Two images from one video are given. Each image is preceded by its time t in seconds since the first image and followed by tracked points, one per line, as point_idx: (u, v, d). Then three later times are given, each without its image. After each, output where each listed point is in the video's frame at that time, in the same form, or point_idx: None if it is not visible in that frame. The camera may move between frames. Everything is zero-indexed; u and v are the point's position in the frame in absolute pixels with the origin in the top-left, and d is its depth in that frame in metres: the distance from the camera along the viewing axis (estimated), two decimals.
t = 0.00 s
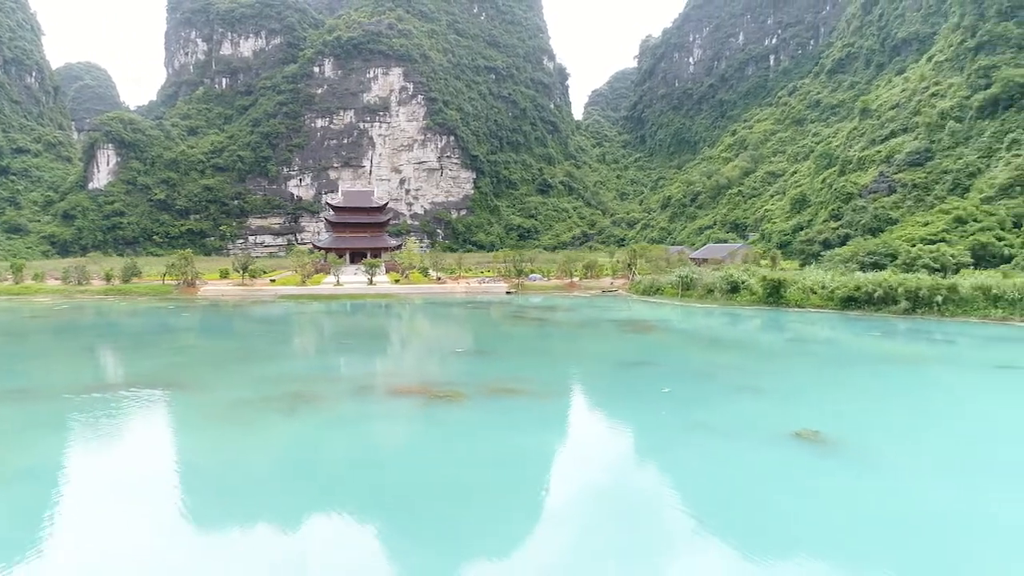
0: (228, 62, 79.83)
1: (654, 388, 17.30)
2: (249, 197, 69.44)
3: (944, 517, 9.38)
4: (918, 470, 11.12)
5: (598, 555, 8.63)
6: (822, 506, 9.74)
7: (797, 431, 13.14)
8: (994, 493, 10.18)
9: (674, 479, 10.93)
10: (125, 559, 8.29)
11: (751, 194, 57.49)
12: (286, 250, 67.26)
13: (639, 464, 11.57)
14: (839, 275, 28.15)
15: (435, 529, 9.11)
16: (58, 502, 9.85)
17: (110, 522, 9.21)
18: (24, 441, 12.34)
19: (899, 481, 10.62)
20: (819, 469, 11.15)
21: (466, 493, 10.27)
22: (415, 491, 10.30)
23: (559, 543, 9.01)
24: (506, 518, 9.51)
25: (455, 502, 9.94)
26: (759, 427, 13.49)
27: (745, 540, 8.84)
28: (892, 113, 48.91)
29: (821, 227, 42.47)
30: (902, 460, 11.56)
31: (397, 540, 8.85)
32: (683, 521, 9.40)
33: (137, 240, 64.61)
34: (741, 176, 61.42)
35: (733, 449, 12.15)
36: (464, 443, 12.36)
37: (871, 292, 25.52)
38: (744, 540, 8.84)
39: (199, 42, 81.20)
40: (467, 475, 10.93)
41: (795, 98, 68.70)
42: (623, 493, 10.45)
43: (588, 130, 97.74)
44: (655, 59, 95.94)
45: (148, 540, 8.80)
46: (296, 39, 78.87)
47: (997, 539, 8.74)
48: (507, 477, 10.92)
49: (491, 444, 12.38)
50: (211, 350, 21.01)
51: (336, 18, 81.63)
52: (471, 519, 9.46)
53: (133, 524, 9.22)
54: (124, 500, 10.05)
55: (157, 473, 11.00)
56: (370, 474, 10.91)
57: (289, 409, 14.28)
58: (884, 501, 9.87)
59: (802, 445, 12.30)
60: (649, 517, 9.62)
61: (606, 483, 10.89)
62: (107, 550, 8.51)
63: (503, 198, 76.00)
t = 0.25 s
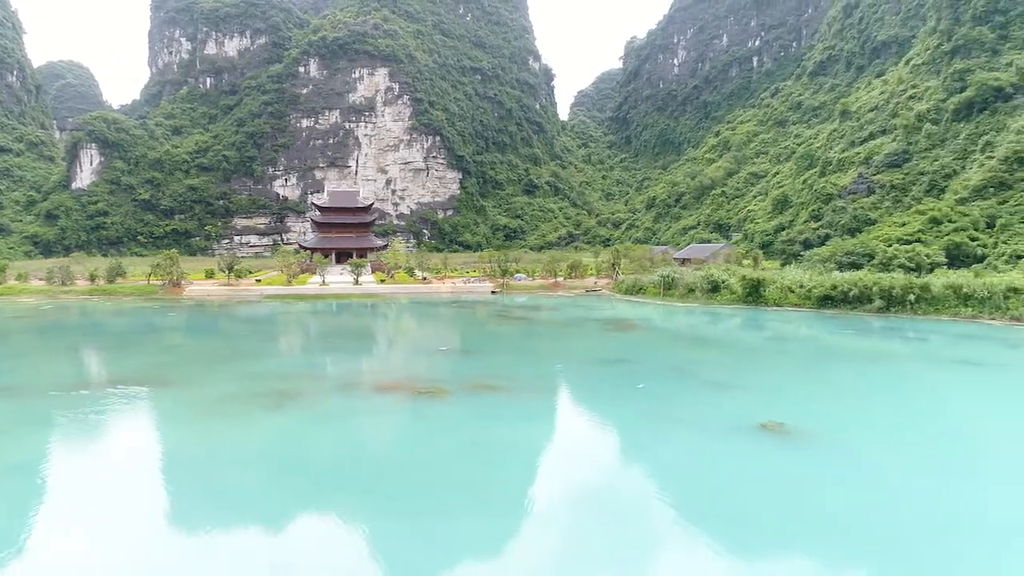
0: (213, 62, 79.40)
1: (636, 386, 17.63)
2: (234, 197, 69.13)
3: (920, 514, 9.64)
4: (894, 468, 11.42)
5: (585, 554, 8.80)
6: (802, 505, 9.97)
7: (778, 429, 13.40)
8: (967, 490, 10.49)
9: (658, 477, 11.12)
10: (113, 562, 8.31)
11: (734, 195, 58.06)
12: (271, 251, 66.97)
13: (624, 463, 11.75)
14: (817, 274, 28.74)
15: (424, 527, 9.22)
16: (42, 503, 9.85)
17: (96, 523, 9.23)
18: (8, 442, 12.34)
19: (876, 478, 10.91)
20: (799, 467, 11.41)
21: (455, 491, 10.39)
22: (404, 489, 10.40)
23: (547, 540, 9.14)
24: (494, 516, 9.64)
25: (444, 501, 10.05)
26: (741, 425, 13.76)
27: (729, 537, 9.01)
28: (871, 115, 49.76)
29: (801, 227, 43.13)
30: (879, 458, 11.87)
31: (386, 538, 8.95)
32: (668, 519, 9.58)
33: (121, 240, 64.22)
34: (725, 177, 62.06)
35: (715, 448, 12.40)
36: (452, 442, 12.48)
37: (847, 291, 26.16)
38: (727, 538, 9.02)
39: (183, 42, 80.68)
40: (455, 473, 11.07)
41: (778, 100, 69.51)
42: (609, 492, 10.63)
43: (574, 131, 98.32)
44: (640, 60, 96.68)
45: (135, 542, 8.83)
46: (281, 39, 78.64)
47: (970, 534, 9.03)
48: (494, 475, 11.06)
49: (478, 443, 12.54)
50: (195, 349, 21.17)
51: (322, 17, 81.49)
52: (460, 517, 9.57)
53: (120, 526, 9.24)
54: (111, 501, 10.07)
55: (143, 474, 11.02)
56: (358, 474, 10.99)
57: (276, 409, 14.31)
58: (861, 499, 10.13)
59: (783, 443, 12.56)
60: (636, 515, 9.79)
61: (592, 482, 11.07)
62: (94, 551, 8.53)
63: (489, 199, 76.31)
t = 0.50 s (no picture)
0: (196, 61, 78.94)
1: (616, 384, 17.98)
2: (217, 196, 68.75)
3: (889, 505, 9.90)
4: (869, 462, 11.68)
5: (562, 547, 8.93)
6: (773, 495, 10.22)
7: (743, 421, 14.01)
8: (936, 483, 10.76)
9: (638, 470, 11.33)
10: (92, 561, 8.35)
11: (715, 196, 58.70)
12: (255, 251, 66.38)
13: (605, 459, 11.93)
14: (793, 274, 29.44)
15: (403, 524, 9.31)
16: (22, 502, 9.91)
17: (75, 522, 9.29)
18: None
19: (848, 472, 11.18)
20: (773, 460, 11.68)
21: (435, 489, 10.52)
22: (384, 489, 10.53)
23: (526, 536, 9.24)
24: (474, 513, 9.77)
25: (424, 498, 10.16)
26: (718, 420, 14.06)
27: (703, 529, 9.21)
28: (848, 118, 50.68)
29: (780, 228, 43.81)
30: (856, 454, 12.11)
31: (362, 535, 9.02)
32: (644, 511, 9.79)
33: (103, 240, 63.75)
34: (706, 178, 62.80)
35: (694, 442, 12.63)
36: (434, 442, 12.64)
37: (820, 290, 26.92)
38: (700, 529, 9.22)
39: (165, 41, 80.17)
40: (435, 472, 11.20)
41: (759, 102, 70.40)
42: (589, 487, 10.79)
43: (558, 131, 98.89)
44: (624, 61, 97.52)
45: (113, 541, 8.88)
46: (264, 39, 78.49)
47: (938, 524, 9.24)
48: (474, 473, 11.20)
49: (460, 441, 12.71)
50: (178, 348, 21.33)
51: (305, 17, 81.34)
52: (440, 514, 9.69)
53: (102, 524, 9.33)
54: (91, 499, 10.15)
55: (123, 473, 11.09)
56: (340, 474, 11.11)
57: (258, 411, 14.43)
58: (832, 492, 10.38)
59: (758, 439, 12.84)
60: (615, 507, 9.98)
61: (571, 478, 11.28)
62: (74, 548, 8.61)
63: (474, 199, 76.62)
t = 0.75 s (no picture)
0: (182, 60, 78.53)
1: (600, 382, 18.26)
2: (203, 196, 68.45)
3: (868, 503, 10.14)
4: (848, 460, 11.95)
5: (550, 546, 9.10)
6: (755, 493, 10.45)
7: (715, 415, 14.59)
8: (914, 480, 11.03)
9: (623, 469, 11.53)
10: (82, 563, 8.42)
11: (700, 196, 59.18)
12: (241, 251, 66.31)
13: (592, 458, 12.10)
14: (773, 273, 30.01)
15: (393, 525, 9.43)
16: (6, 505, 9.95)
17: (66, 523, 9.40)
18: None
19: (829, 469, 11.44)
20: (755, 458, 11.92)
21: (424, 489, 10.66)
22: (373, 489, 10.66)
23: (514, 536, 9.36)
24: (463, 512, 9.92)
25: (413, 498, 10.29)
26: (701, 418, 14.32)
27: (686, 527, 9.41)
28: (830, 119, 51.39)
29: (763, 228, 44.37)
30: (836, 451, 12.37)
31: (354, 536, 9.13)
32: (630, 510, 9.97)
33: (88, 240, 63.38)
34: (691, 178, 63.32)
35: (678, 440, 12.86)
36: (422, 441, 12.78)
37: (799, 289, 27.55)
38: (683, 528, 9.42)
39: (151, 40, 79.64)
40: (424, 472, 11.34)
41: (743, 103, 71.05)
42: (576, 486, 10.94)
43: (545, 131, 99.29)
44: (611, 62, 98.16)
45: (100, 543, 8.94)
46: (250, 39, 78.31)
47: (915, 521, 9.49)
48: (462, 472, 11.36)
49: (448, 440, 12.87)
50: (164, 347, 21.51)
51: (292, 17, 81.18)
52: (429, 513, 9.82)
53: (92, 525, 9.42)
54: (77, 500, 10.20)
55: (109, 475, 11.15)
56: (329, 474, 11.22)
57: (247, 411, 14.52)
58: (814, 490, 10.61)
59: (740, 438, 13.09)
60: (600, 506, 10.17)
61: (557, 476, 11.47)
62: (64, 550, 8.68)
63: (461, 199, 76.85)
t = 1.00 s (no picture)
0: (167, 60, 78.13)
1: (583, 381, 18.55)
2: (190, 196, 68.18)
3: (847, 497, 10.38)
4: (827, 456, 12.21)
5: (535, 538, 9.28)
6: (736, 488, 10.68)
7: (689, 409, 15.10)
8: (891, 475, 11.30)
9: (607, 466, 11.73)
10: (66, 559, 8.49)
11: (686, 196, 59.63)
12: (228, 251, 66.02)
13: (579, 459, 12.16)
14: (754, 273, 30.54)
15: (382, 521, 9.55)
16: None
17: (55, 524, 9.42)
18: None
19: (808, 465, 11.69)
20: (736, 455, 12.17)
21: (411, 486, 10.81)
22: (362, 486, 10.79)
23: (501, 535, 9.37)
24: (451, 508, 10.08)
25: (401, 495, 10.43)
26: (683, 417, 14.58)
27: (670, 521, 9.60)
28: (812, 121, 52.07)
29: (746, 228, 44.98)
30: (815, 449, 12.65)
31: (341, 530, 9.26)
32: (617, 509, 10.04)
33: (73, 240, 63.00)
34: (677, 179, 63.82)
35: (660, 438, 13.11)
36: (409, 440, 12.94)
37: (778, 288, 28.13)
38: (667, 524, 9.53)
39: (136, 39, 79.13)
40: (411, 470, 11.49)
41: (728, 104, 71.59)
42: (563, 486, 10.98)
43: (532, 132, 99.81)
44: (597, 63, 98.75)
45: (90, 541, 9.03)
46: (237, 38, 78.09)
47: (893, 513, 9.74)
48: (449, 469, 11.51)
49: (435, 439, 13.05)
50: (150, 347, 21.70)
51: (279, 17, 81.01)
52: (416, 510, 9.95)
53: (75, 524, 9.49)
54: (63, 499, 10.28)
55: (94, 475, 11.21)
56: (317, 473, 11.34)
57: (234, 412, 14.63)
58: (796, 487, 10.73)
59: (722, 435, 13.34)
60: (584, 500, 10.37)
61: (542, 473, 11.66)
62: (30, 550, 8.70)
63: (449, 199, 77.08)
